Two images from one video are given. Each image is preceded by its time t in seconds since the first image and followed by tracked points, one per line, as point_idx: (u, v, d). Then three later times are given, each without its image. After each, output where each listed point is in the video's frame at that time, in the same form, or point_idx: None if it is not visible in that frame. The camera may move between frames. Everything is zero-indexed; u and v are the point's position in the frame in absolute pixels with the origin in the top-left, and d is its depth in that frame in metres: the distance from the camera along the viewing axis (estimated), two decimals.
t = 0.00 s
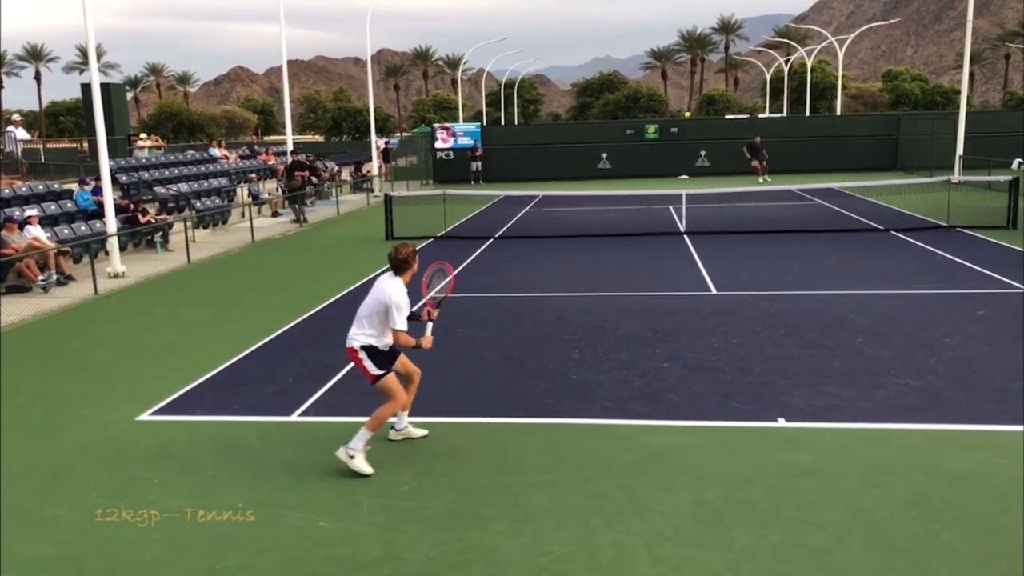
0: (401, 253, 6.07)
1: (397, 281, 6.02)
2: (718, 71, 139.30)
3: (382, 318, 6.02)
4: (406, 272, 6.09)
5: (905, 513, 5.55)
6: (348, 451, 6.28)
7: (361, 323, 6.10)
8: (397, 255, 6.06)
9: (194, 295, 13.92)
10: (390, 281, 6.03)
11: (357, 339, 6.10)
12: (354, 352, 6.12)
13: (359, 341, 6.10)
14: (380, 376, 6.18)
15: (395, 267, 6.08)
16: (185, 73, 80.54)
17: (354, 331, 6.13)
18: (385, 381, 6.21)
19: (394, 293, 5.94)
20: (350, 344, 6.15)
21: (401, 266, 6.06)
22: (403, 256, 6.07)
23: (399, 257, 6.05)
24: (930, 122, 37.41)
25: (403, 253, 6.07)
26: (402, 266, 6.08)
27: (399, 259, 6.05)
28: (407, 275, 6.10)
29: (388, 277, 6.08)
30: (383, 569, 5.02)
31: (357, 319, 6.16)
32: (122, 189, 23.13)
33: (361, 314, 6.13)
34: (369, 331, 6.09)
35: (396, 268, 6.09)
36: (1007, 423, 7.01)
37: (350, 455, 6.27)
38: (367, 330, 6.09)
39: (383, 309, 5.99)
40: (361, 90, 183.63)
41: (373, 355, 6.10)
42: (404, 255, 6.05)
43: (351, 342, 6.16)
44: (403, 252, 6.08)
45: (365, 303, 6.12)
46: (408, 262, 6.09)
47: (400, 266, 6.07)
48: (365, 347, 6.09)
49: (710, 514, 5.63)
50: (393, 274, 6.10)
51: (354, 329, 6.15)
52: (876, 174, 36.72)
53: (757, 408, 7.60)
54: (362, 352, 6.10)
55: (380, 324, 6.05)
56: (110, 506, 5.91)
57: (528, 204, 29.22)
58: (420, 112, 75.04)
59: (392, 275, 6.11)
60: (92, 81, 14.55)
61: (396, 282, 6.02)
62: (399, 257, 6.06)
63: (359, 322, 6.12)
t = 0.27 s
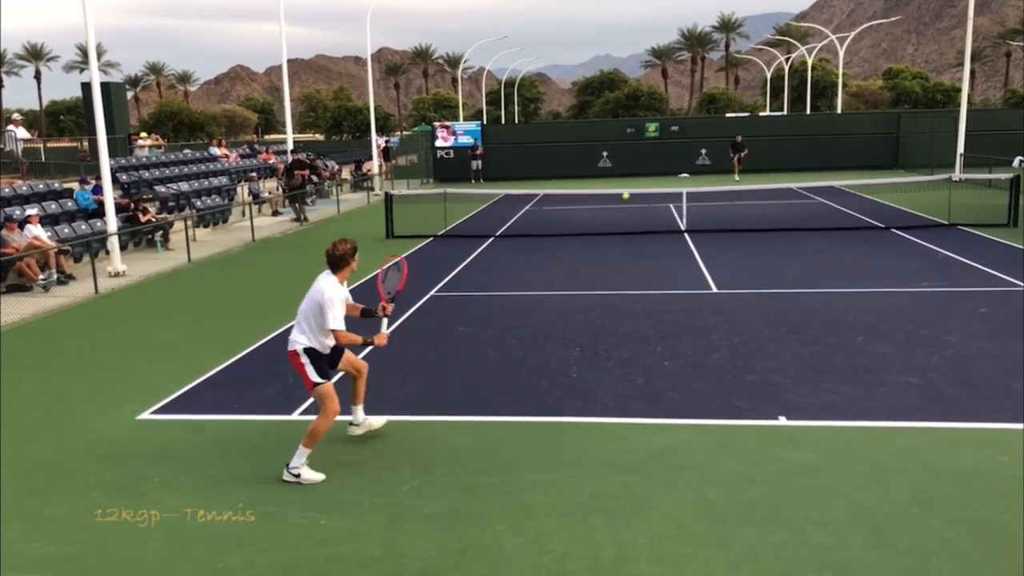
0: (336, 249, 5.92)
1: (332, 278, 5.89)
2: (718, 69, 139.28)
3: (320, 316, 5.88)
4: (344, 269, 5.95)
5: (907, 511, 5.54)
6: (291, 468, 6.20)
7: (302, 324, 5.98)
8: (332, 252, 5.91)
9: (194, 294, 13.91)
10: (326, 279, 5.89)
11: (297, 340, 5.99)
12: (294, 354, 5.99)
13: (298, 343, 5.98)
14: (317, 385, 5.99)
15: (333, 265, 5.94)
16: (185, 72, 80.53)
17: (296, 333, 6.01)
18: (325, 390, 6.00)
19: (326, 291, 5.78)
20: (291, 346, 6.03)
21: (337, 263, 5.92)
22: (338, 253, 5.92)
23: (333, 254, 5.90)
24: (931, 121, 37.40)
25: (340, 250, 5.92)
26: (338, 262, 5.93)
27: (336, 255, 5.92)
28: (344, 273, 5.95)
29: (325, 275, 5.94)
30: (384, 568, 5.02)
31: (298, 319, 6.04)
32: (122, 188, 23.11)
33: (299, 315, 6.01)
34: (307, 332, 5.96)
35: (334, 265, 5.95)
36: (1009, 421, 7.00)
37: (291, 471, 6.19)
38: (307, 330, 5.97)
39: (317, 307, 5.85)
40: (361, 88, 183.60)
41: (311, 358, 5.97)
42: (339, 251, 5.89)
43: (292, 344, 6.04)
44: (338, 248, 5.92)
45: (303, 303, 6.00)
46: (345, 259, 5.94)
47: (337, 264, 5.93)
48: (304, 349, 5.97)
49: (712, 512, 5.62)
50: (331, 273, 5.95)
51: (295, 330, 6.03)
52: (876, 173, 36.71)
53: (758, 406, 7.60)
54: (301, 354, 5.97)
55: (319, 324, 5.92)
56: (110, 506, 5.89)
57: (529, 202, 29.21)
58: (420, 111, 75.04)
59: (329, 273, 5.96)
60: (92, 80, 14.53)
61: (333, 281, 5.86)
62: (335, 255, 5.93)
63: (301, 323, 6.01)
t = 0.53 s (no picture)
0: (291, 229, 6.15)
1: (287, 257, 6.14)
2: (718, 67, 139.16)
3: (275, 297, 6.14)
4: (303, 251, 6.19)
5: (907, 509, 5.55)
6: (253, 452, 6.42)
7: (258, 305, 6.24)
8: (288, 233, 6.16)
9: (193, 292, 13.89)
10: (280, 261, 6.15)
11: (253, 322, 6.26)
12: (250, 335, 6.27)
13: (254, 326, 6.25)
14: (273, 369, 6.28)
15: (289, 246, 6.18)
16: (185, 70, 80.46)
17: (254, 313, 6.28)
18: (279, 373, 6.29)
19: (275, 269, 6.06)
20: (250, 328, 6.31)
21: (294, 243, 6.15)
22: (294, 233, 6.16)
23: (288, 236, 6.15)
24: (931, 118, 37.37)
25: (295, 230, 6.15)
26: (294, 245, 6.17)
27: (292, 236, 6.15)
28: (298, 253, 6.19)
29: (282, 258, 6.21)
30: (385, 567, 5.02)
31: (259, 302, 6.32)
32: (123, 186, 23.10)
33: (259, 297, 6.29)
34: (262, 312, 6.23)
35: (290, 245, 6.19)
36: (1008, 419, 7.01)
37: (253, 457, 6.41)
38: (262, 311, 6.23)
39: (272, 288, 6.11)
40: (360, 86, 183.50)
41: (266, 341, 6.23)
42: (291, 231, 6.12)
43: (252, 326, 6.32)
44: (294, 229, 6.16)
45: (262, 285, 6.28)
46: (302, 241, 6.18)
47: (295, 246, 6.18)
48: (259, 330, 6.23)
49: (712, 510, 5.63)
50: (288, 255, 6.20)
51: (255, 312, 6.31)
52: (877, 170, 36.69)
53: (758, 404, 7.60)
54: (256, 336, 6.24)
55: (276, 305, 6.19)
56: (110, 505, 5.89)
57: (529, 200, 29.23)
58: (420, 109, 74.99)
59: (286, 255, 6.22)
60: (91, 78, 14.51)
61: (285, 261, 6.12)
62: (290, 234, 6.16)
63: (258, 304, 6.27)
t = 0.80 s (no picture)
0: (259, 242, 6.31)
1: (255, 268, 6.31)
2: (717, 68, 139.42)
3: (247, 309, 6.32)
4: (271, 264, 6.33)
5: (906, 508, 5.56)
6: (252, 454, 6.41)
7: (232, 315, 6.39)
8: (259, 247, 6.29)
9: (191, 292, 13.88)
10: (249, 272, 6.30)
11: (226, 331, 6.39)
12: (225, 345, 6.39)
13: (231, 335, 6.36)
14: (254, 369, 6.37)
15: (255, 260, 6.31)
16: (184, 69, 80.34)
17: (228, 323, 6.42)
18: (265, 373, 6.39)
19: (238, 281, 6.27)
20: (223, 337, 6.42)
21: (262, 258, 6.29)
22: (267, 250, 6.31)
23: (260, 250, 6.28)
24: (930, 118, 37.41)
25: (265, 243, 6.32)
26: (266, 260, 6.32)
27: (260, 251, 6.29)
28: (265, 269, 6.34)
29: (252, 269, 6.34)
30: (385, 566, 5.03)
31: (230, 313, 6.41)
32: (122, 186, 23.10)
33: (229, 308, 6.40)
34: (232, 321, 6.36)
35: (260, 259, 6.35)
36: (1006, 419, 7.03)
37: (254, 457, 6.41)
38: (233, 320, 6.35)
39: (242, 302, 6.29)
40: (359, 86, 183.49)
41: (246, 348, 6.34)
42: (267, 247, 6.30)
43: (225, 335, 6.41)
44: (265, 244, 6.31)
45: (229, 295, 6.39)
46: (271, 254, 6.33)
47: (261, 260, 6.31)
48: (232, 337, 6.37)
49: (711, 510, 5.64)
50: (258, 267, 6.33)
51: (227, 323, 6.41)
52: (875, 170, 36.73)
53: (757, 404, 7.63)
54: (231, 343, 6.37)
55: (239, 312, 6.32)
56: (110, 505, 5.89)
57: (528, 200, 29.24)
58: (419, 108, 74.99)
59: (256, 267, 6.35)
60: (90, 78, 14.51)
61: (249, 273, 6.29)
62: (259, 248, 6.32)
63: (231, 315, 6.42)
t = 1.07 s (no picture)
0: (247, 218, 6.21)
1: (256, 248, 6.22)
2: (715, 69, 139.65)
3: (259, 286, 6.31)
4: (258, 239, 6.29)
5: (904, 509, 5.56)
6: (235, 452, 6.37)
7: (231, 299, 6.21)
8: (249, 223, 6.20)
9: (189, 293, 13.87)
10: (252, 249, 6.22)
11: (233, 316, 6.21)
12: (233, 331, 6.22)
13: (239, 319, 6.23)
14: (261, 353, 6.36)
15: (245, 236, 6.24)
16: (182, 70, 80.28)
17: (222, 310, 6.22)
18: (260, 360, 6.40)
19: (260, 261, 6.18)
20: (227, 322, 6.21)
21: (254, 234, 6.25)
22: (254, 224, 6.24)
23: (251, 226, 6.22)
24: (927, 120, 37.49)
25: (250, 218, 6.22)
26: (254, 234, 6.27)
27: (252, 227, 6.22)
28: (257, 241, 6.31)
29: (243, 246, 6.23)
30: (384, 567, 5.02)
31: (225, 297, 6.21)
32: (120, 186, 23.09)
33: (227, 291, 6.21)
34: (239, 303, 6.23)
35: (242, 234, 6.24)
36: (1005, 420, 7.04)
37: (240, 456, 6.37)
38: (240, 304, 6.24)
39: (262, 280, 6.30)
40: (358, 87, 183.56)
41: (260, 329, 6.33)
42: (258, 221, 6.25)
43: (225, 321, 6.21)
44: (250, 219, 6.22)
45: (224, 278, 6.17)
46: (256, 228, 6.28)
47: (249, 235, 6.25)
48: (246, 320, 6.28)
49: (710, 510, 5.64)
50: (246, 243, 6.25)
51: (226, 307, 6.21)
52: (872, 172, 36.79)
53: (755, 405, 7.63)
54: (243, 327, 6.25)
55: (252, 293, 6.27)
56: (109, 505, 5.89)
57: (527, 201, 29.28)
58: (417, 109, 75.04)
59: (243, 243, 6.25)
60: (89, 78, 14.50)
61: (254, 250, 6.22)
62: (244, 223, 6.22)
63: (224, 300, 6.22)
